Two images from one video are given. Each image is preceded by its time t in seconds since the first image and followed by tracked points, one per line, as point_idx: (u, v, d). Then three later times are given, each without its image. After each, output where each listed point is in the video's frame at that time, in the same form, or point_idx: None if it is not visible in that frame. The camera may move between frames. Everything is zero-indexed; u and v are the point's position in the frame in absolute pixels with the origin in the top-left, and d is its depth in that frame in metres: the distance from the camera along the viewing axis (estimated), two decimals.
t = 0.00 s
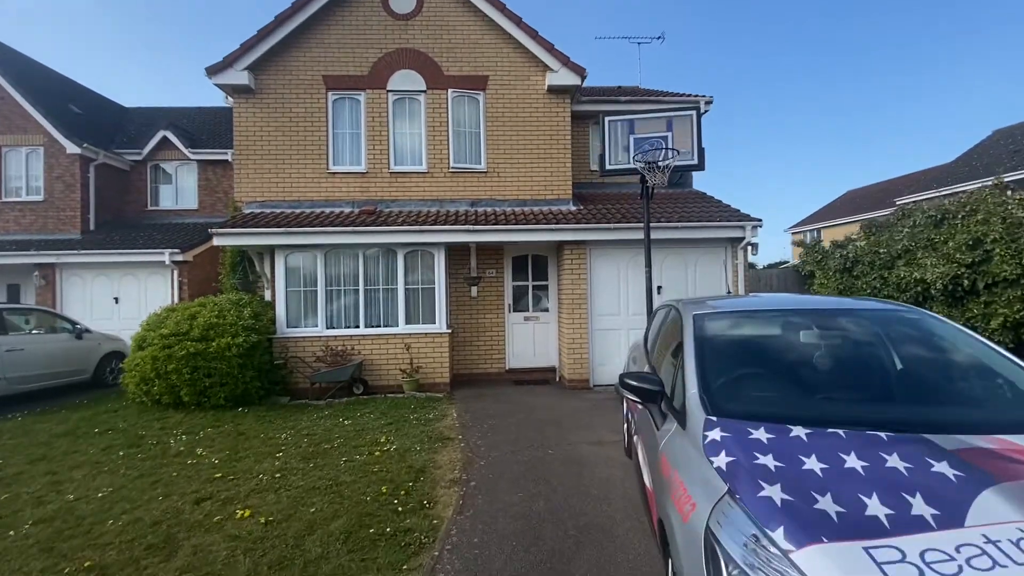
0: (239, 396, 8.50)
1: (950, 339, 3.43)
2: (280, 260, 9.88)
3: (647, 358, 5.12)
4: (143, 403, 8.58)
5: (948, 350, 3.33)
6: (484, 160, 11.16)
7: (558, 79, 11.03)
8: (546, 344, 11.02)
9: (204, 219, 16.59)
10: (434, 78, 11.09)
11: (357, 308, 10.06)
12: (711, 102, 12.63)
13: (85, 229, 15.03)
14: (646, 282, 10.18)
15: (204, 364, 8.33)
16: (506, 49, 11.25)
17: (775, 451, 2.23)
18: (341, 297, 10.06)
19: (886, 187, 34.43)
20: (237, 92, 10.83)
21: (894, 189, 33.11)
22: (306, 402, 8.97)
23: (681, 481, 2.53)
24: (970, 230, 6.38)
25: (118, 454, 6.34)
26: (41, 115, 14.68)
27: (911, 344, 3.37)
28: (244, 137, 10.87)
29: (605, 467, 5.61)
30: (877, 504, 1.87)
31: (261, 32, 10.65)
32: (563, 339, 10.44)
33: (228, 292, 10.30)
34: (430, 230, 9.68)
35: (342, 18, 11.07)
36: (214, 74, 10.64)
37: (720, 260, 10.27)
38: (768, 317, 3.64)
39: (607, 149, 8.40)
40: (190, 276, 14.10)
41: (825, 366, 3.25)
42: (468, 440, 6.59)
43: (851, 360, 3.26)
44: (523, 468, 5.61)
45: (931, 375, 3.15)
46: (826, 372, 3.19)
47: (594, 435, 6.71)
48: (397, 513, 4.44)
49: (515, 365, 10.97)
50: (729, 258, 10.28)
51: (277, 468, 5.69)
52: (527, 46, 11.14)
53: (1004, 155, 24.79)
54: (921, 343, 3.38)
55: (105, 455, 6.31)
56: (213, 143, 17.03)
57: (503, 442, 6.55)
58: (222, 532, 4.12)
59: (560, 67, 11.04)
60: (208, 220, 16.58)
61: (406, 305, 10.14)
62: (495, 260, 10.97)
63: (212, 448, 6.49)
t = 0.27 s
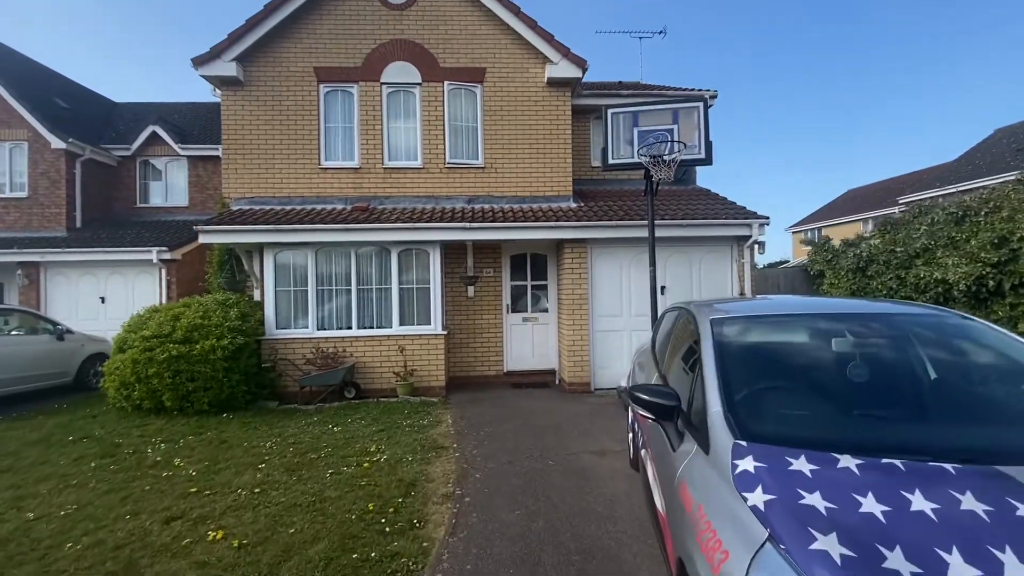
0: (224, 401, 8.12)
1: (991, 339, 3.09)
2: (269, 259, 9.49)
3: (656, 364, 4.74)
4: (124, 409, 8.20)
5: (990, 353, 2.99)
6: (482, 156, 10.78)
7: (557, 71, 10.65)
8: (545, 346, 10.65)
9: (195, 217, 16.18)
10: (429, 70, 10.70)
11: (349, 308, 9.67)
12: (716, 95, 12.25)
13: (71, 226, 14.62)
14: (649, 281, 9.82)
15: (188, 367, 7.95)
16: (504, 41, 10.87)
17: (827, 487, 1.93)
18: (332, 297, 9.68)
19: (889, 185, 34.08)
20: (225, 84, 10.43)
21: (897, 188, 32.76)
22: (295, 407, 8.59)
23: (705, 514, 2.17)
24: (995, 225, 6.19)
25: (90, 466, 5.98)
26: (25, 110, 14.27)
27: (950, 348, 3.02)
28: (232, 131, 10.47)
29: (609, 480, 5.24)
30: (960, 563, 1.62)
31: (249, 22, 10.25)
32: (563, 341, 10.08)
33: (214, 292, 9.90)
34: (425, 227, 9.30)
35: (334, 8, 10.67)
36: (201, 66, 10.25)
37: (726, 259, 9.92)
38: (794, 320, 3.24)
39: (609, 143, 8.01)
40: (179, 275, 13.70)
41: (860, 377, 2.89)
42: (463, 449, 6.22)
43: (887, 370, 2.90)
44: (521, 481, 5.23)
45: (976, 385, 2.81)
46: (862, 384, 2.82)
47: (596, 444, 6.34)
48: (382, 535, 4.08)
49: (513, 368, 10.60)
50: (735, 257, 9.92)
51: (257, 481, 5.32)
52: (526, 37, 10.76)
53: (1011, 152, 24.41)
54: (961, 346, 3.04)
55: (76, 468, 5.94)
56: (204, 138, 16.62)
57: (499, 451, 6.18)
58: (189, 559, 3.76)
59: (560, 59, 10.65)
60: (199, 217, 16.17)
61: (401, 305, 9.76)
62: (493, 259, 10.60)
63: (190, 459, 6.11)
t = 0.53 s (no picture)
0: (212, 405, 7.79)
1: None
2: (260, 257, 9.16)
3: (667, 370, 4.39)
4: (108, 413, 7.88)
5: None
6: (480, 151, 10.45)
7: (559, 63, 10.32)
8: (545, 347, 10.33)
9: (188, 214, 15.83)
10: (426, 62, 10.35)
11: (343, 308, 9.34)
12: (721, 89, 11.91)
13: (59, 224, 14.28)
14: (653, 280, 9.51)
15: (174, 370, 7.62)
16: (503, 32, 10.53)
17: (899, 536, 1.74)
18: (326, 297, 9.35)
19: (892, 183, 33.76)
20: (214, 76, 10.08)
21: (900, 185, 32.46)
22: (286, 412, 8.25)
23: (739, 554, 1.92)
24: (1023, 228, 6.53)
25: (67, 476, 5.66)
26: (12, 105, 13.92)
27: (983, 351, 2.72)
28: (222, 125, 10.13)
29: (615, 494, 4.89)
30: None
31: (239, 12, 9.90)
32: (564, 342, 9.75)
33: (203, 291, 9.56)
34: (421, 224, 8.98)
35: None
36: (189, 57, 9.89)
37: (732, 258, 9.58)
38: (826, 324, 2.91)
39: (614, 135, 7.67)
40: (170, 274, 13.36)
41: (903, 389, 2.57)
42: (461, 458, 5.88)
43: (932, 380, 2.59)
44: (522, 494, 4.90)
45: None
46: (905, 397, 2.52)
47: (600, 453, 5.99)
48: (372, 557, 3.77)
49: (513, 370, 10.28)
50: (742, 255, 9.60)
51: (241, 494, 4.99)
52: (526, 28, 10.42)
53: (1017, 149, 24.10)
54: (1006, 350, 2.74)
55: (51, 479, 5.63)
56: (197, 134, 16.26)
57: (498, 459, 5.86)
58: None
59: (561, 50, 10.31)
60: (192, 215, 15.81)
61: (397, 305, 9.43)
62: (492, 257, 10.27)
63: (171, 469, 5.78)
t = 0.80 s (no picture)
0: (199, 408, 7.43)
1: None
2: (251, 252, 8.80)
3: (683, 371, 4.05)
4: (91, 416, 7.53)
5: None
6: (480, 143, 10.08)
7: (561, 51, 9.94)
8: (548, 346, 9.98)
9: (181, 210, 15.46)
10: (424, 50, 9.98)
11: (338, 306, 8.99)
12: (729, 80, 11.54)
13: (48, 220, 13.91)
14: (659, 277, 9.15)
15: (159, 371, 7.27)
16: (504, 19, 10.15)
17: None
18: (320, 294, 8.99)
19: (897, 179, 33.38)
20: (204, 65, 9.70)
21: (905, 182, 32.08)
22: (278, 414, 7.90)
23: None
24: None
25: (40, 485, 5.30)
26: None
27: None
28: (213, 116, 9.75)
29: (627, 505, 4.53)
30: None
31: None
32: (567, 341, 9.40)
33: (192, 288, 9.21)
34: (419, 218, 8.62)
35: None
36: (177, 44, 9.50)
37: (742, 253, 9.23)
38: (874, 319, 2.57)
39: (621, 125, 7.27)
40: (162, 270, 13.00)
41: (969, 393, 2.23)
42: (461, 465, 5.52)
43: (1001, 381, 2.26)
44: (526, 505, 4.54)
45: None
46: (972, 403, 2.17)
47: (608, 459, 5.64)
48: None
49: (514, 370, 9.93)
50: (751, 250, 9.25)
51: (224, 505, 4.63)
52: (528, 15, 10.04)
53: None
54: None
55: (23, 487, 5.27)
56: (190, 128, 15.88)
57: (499, 466, 5.51)
58: None
59: (564, 38, 9.94)
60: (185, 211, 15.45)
61: (394, 302, 9.08)
62: (493, 253, 9.91)
63: (152, 476, 5.42)
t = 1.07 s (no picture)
0: (186, 414, 7.07)
1: None
2: (242, 250, 8.44)
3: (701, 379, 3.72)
4: (73, 422, 7.18)
5: None
6: (480, 137, 9.71)
7: (565, 41, 9.56)
8: (550, 347, 9.63)
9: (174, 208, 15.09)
10: (422, 40, 9.59)
11: (332, 306, 8.63)
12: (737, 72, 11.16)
13: (37, 217, 13.55)
14: (667, 276, 8.80)
15: (143, 375, 6.91)
16: (505, 7, 9.77)
17: None
18: (314, 294, 8.62)
19: (902, 176, 32.97)
20: (192, 55, 9.32)
21: (910, 178, 31.67)
22: (269, 420, 7.55)
23: None
24: None
25: (10, 499, 4.95)
26: None
27: None
28: (202, 108, 9.38)
29: (640, 524, 4.18)
30: None
31: None
32: (571, 342, 9.04)
33: (181, 288, 8.85)
34: (417, 215, 8.26)
35: None
36: (164, 34, 9.12)
37: (753, 251, 8.87)
38: (935, 326, 2.26)
39: (629, 115, 6.88)
40: (153, 269, 12.64)
41: None
42: (460, 478, 5.17)
43: None
44: (531, 524, 4.19)
45: None
46: None
47: (617, 471, 5.29)
48: None
49: (515, 372, 9.58)
50: (762, 248, 8.88)
51: (204, 524, 4.28)
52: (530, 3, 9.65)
53: None
54: None
55: None
56: (183, 123, 15.50)
57: (502, 479, 5.16)
58: None
59: (568, 27, 9.55)
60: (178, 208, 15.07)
61: (390, 302, 8.71)
62: (493, 250, 9.55)
63: (129, 491, 5.06)
